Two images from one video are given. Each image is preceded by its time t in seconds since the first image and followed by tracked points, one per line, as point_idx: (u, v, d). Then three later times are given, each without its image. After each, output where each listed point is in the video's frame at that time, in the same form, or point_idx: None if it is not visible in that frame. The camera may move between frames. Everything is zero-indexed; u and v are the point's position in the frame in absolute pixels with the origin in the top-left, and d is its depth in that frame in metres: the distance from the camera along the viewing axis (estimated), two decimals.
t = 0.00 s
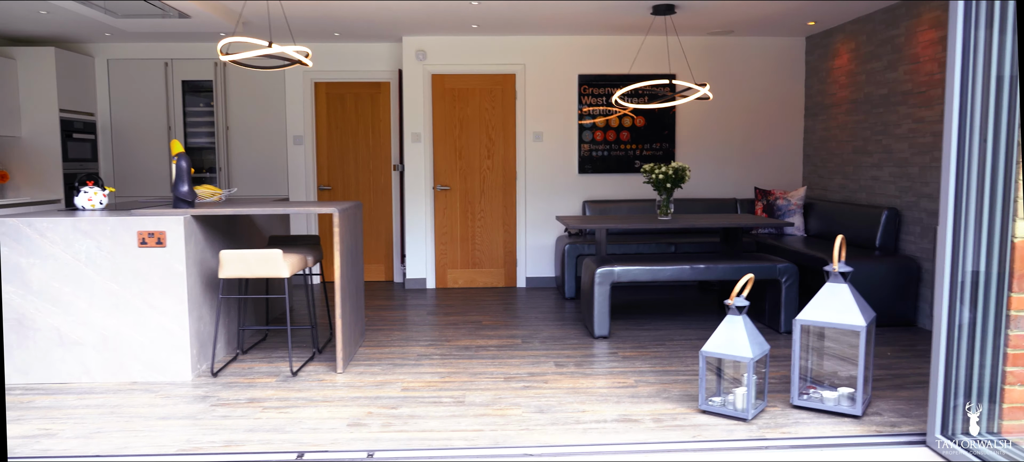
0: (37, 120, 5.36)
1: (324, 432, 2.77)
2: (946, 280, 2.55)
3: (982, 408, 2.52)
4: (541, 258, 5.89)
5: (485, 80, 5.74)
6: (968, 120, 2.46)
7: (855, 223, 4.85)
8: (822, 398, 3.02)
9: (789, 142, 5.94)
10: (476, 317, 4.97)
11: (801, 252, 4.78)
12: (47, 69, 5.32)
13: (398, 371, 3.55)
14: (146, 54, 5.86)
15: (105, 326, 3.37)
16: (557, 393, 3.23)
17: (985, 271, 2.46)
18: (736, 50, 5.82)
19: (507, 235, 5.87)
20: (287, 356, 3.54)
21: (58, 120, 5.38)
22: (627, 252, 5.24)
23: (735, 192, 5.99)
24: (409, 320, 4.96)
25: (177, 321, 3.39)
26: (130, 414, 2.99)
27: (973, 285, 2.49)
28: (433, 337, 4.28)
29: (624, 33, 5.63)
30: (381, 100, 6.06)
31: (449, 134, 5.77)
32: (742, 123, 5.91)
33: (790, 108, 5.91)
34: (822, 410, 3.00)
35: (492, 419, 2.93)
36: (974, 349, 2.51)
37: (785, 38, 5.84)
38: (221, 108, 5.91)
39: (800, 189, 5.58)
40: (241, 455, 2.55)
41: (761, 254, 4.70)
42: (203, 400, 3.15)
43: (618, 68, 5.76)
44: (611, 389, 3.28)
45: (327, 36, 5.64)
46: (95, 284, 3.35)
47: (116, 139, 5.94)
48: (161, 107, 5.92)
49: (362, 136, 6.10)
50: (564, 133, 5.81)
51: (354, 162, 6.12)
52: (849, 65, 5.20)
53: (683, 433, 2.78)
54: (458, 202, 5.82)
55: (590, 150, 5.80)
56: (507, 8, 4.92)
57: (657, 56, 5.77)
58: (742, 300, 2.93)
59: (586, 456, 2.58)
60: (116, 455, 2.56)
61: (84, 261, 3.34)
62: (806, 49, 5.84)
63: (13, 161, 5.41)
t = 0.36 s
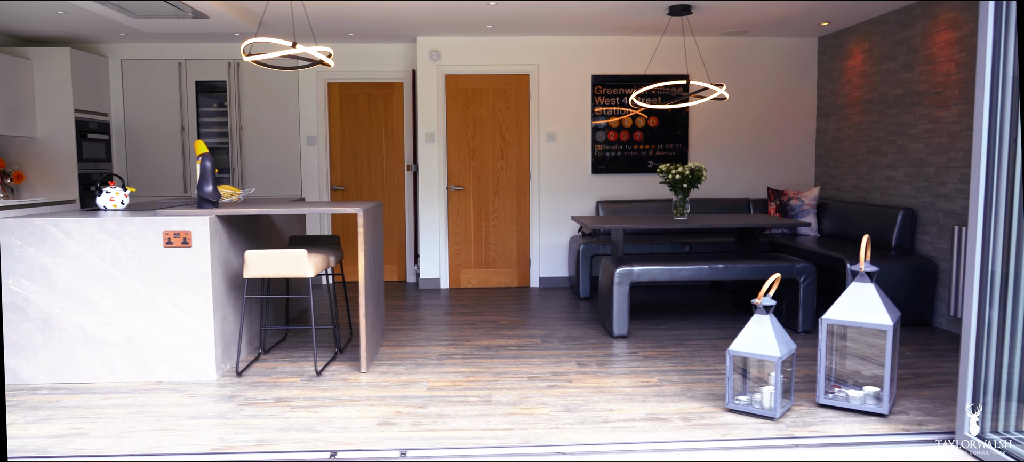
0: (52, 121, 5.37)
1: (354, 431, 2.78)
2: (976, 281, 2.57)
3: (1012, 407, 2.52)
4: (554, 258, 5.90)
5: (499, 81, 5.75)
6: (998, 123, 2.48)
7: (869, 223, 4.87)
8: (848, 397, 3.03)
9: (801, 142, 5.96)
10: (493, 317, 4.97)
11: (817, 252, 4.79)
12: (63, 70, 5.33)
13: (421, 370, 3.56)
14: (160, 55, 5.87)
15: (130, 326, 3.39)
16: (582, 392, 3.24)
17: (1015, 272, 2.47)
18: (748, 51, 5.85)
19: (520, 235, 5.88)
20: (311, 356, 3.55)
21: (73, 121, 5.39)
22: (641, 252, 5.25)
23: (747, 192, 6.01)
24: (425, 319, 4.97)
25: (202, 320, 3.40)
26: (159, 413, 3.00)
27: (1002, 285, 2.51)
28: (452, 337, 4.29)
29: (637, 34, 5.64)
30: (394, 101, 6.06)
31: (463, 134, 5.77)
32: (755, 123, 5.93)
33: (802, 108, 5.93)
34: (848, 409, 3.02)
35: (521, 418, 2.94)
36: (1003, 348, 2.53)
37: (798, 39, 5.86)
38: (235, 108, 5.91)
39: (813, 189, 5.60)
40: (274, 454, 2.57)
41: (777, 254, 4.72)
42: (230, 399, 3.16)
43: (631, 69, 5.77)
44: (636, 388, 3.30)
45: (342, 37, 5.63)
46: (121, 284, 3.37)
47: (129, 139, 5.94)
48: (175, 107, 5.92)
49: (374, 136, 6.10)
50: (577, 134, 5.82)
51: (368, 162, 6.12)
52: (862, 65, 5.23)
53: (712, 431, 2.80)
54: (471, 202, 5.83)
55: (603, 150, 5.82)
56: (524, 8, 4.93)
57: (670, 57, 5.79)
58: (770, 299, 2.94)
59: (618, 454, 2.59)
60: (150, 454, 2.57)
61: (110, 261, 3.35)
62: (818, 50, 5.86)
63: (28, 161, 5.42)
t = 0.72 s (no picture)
0: (71, 121, 5.38)
1: (391, 430, 2.79)
2: (1013, 280, 2.59)
3: None
4: (571, 258, 5.91)
5: (516, 81, 5.76)
6: None
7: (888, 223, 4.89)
8: (879, 395, 3.05)
9: (816, 142, 5.98)
10: (513, 317, 4.98)
11: (837, 252, 4.81)
12: (82, 70, 5.35)
13: (450, 370, 3.57)
14: (177, 55, 5.88)
15: (161, 325, 3.40)
16: (613, 391, 3.26)
17: None
18: (764, 51, 5.87)
19: (537, 235, 5.88)
20: (340, 356, 3.56)
21: (92, 121, 5.40)
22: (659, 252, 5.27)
23: (762, 192, 6.03)
24: (445, 319, 4.96)
25: (233, 320, 3.40)
26: (194, 412, 3.01)
27: None
28: (476, 337, 4.30)
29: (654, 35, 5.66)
30: (410, 102, 6.07)
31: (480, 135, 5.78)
32: (770, 124, 5.95)
33: (818, 109, 5.95)
34: (880, 408, 3.03)
35: (555, 416, 2.96)
36: None
37: (814, 40, 5.88)
38: (251, 109, 5.93)
39: (830, 189, 5.61)
40: (315, 453, 2.58)
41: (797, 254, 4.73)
42: (263, 399, 3.17)
43: (648, 70, 5.79)
44: (666, 387, 3.31)
45: (359, 38, 5.64)
46: (152, 284, 3.38)
47: (146, 140, 5.95)
48: (192, 108, 5.93)
49: (391, 137, 6.10)
50: (593, 134, 5.83)
51: (384, 162, 6.13)
52: (880, 66, 5.26)
53: (748, 430, 2.81)
54: (488, 202, 5.83)
55: (620, 150, 5.83)
56: (544, 9, 4.95)
57: (687, 58, 5.81)
58: (802, 298, 2.95)
59: (657, 453, 2.61)
60: (191, 453, 2.58)
61: (141, 261, 3.36)
62: (834, 50, 5.88)
63: (47, 161, 5.43)
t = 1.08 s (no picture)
0: (91, 121, 5.39)
1: (429, 429, 2.80)
2: None
3: None
4: (588, 258, 5.92)
5: (533, 82, 5.77)
6: None
7: (906, 222, 4.91)
8: (911, 394, 3.06)
9: (832, 143, 6.00)
10: (533, 316, 4.99)
11: (857, 252, 4.83)
12: (102, 71, 5.36)
13: (479, 369, 3.58)
14: (195, 55, 5.89)
15: (192, 325, 3.41)
16: (644, 390, 3.27)
17: None
18: (780, 51, 5.88)
19: (554, 235, 5.89)
20: (369, 355, 3.56)
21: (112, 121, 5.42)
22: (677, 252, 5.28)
23: (778, 192, 6.04)
24: (467, 318, 4.96)
25: (264, 320, 3.42)
26: (230, 411, 3.02)
27: None
28: (500, 336, 4.30)
29: (671, 35, 5.68)
30: (427, 102, 6.07)
31: (498, 135, 5.78)
32: (786, 124, 5.97)
33: (833, 109, 5.97)
34: (912, 407, 3.05)
35: (590, 415, 2.97)
36: None
37: (830, 40, 5.89)
38: (269, 109, 5.94)
39: (847, 189, 5.62)
40: (357, 452, 2.59)
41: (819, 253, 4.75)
42: (297, 398, 3.18)
43: (665, 70, 5.80)
44: (697, 386, 3.33)
45: (378, 38, 5.64)
46: (184, 284, 3.39)
47: (163, 140, 5.96)
48: (209, 108, 5.93)
49: (407, 137, 6.11)
50: (610, 135, 5.85)
51: (400, 162, 6.13)
52: (897, 66, 5.28)
53: (784, 429, 2.83)
54: (505, 202, 5.83)
55: (637, 150, 5.84)
56: (565, 10, 4.96)
57: (703, 58, 5.82)
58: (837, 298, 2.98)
59: (695, 451, 2.62)
60: (232, 452, 2.59)
61: (173, 261, 3.38)
62: (849, 51, 5.90)
63: (67, 162, 5.44)
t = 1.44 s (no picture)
0: (107, 121, 5.40)
1: (462, 428, 2.81)
2: None
3: None
4: (602, 258, 5.92)
5: (549, 82, 5.77)
6: None
7: (923, 222, 4.92)
8: (940, 393, 3.07)
9: (846, 143, 6.02)
10: (551, 316, 4.99)
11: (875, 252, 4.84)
12: (119, 71, 5.37)
13: (505, 369, 3.60)
14: (210, 55, 5.89)
15: (219, 325, 3.42)
16: (672, 389, 3.29)
17: None
18: (795, 52, 5.89)
19: (569, 235, 5.90)
20: (395, 355, 3.57)
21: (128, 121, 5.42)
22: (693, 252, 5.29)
23: (792, 192, 6.06)
24: (484, 318, 4.96)
25: (291, 320, 3.43)
26: (260, 410, 3.03)
27: None
28: (522, 335, 4.31)
29: (687, 36, 5.69)
30: (442, 102, 6.07)
31: (513, 136, 5.79)
32: (800, 124, 5.98)
33: (848, 109, 5.98)
34: (941, 406, 3.06)
35: (621, 414, 2.98)
36: None
37: (845, 40, 5.90)
38: (284, 109, 5.94)
39: (862, 190, 5.62)
40: (393, 451, 2.60)
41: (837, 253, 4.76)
42: (327, 397, 3.19)
43: (680, 70, 5.81)
44: (724, 386, 3.34)
45: (394, 38, 5.64)
46: (212, 283, 3.40)
47: (178, 140, 5.97)
48: (224, 107, 5.94)
49: (422, 137, 6.11)
50: (625, 135, 5.85)
51: (414, 163, 6.14)
52: (913, 67, 5.30)
53: (816, 428, 2.85)
54: (520, 202, 5.84)
55: (652, 151, 5.85)
56: (583, 10, 4.97)
57: (719, 58, 5.83)
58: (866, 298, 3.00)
59: (730, 450, 2.64)
60: (268, 451, 2.60)
61: (201, 261, 3.39)
62: (864, 51, 5.91)
63: (84, 162, 5.46)
